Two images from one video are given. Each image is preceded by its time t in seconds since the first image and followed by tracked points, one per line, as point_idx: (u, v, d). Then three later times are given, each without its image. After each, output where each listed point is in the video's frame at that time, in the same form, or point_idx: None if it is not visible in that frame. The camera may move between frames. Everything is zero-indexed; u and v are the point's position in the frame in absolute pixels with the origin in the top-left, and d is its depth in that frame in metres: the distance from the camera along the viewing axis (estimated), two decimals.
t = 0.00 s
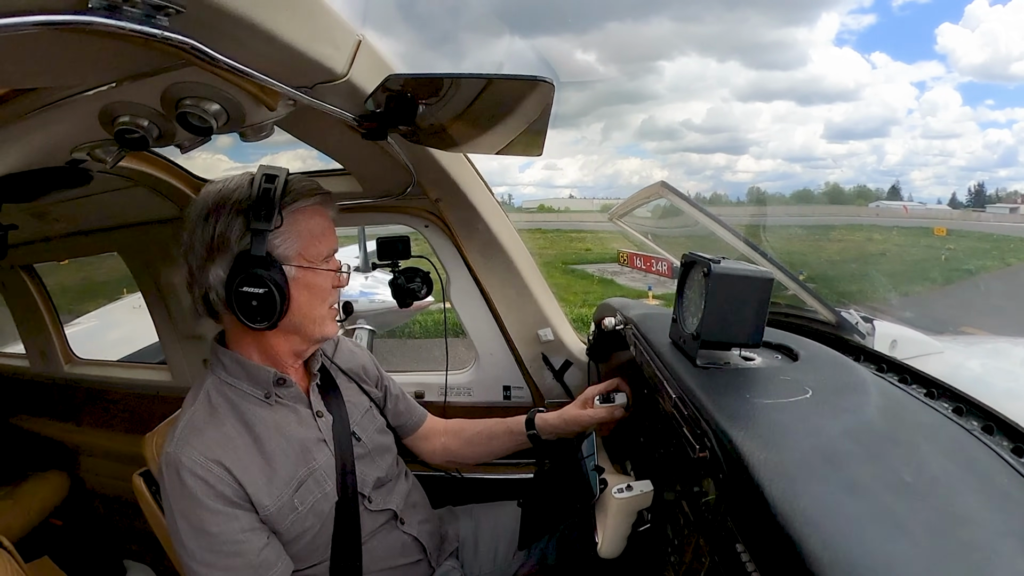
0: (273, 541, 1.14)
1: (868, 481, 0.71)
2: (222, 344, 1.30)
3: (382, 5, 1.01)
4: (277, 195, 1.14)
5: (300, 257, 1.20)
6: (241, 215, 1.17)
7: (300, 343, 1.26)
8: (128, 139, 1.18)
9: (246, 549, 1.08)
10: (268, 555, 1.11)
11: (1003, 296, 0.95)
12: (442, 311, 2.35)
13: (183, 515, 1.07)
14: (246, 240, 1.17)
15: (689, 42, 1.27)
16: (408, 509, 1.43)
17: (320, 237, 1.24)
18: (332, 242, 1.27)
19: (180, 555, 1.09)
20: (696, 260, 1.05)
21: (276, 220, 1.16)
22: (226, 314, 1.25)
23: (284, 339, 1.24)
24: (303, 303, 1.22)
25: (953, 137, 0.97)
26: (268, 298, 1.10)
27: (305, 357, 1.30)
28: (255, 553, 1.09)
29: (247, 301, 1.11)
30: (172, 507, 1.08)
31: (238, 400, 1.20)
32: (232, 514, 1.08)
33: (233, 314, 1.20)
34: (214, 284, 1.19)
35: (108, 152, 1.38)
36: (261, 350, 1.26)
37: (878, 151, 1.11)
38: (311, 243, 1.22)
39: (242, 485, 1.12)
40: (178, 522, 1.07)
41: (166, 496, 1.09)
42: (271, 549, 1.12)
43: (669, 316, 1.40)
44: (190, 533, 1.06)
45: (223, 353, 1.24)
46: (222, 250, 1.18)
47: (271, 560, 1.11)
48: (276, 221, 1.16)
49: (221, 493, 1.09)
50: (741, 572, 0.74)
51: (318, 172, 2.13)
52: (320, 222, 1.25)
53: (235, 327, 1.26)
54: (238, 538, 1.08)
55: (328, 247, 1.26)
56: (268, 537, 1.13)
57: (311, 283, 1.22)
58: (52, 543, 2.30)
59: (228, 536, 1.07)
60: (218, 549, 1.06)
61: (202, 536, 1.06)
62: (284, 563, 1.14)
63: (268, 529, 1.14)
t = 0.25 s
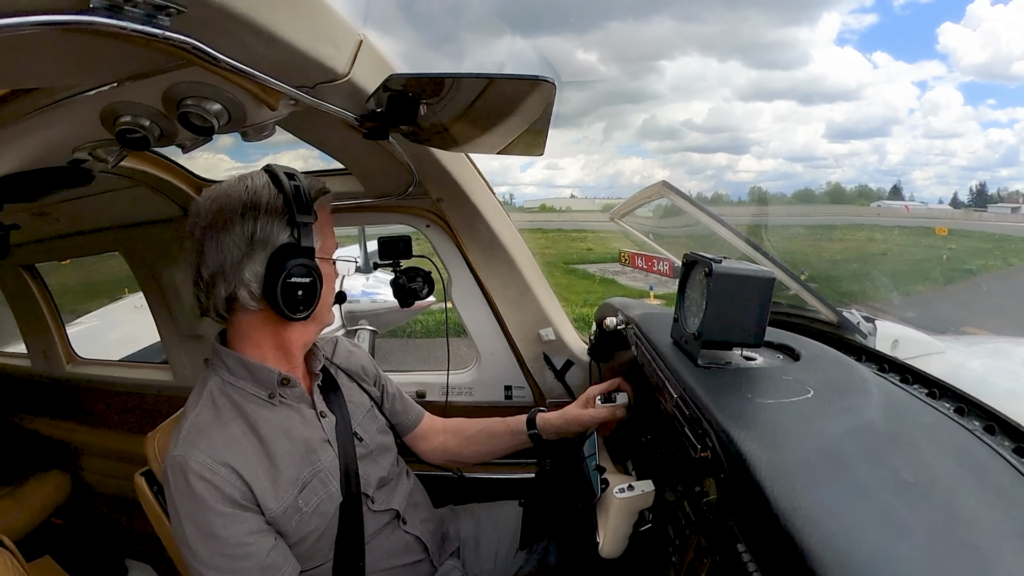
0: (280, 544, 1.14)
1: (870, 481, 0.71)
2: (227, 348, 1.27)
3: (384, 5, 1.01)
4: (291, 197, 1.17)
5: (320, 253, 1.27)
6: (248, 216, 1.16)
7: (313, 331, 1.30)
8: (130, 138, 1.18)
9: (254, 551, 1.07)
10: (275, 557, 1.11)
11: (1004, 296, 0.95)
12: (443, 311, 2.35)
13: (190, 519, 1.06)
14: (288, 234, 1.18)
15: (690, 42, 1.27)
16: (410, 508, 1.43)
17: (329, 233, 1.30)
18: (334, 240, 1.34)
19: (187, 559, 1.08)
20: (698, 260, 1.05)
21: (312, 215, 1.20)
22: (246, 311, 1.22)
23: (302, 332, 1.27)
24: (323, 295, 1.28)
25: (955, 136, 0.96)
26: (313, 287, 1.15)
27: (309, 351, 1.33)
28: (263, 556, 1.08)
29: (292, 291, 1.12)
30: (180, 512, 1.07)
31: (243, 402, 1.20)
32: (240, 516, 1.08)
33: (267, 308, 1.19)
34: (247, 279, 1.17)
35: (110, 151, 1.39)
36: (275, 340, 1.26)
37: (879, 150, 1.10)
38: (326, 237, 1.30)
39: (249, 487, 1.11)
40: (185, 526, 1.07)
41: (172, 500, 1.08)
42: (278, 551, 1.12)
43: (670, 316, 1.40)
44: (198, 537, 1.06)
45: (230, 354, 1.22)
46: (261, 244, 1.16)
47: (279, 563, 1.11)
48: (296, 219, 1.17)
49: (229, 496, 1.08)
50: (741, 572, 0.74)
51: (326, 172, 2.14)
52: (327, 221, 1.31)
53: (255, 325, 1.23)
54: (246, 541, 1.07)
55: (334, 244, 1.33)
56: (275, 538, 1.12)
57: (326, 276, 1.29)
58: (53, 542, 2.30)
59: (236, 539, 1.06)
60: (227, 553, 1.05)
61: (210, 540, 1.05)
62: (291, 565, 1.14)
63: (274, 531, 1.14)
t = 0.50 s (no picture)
0: (276, 537, 1.13)
1: (871, 481, 0.71)
2: (221, 345, 1.26)
3: (385, 5, 1.01)
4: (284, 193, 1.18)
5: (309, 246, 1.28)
6: (238, 211, 1.16)
7: (306, 323, 1.30)
8: (131, 138, 1.18)
9: (249, 544, 1.07)
10: (271, 551, 1.10)
11: (1006, 296, 0.95)
12: (445, 310, 2.36)
13: (186, 513, 1.06)
14: (277, 227, 1.18)
15: (691, 42, 1.27)
16: (410, 506, 1.43)
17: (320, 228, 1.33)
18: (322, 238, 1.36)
19: (183, 554, 1.08)
20: (699, 260, 1.05)
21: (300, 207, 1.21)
22: (239, 304, 1.21)
23: (295, 326, 1.27)
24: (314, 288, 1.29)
25: (956, 136, 0.96)
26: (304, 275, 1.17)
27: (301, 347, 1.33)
28: (258, 549, 1.08)
29: (283, 279, 1.14)
30: (176, 507, 1.08)
31: (238, 397, 1.20)
32: (234, 509, 1.08)
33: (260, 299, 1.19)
34: (241, 270, 1.17)
35: (111, 151, 1.40)
36: (269, 331, 1.25)
37: (881, 150, 1.10)
38: (315, 231, 1.30)
39: (244, 480, 1.11)
40: (181, 520, 1.07)
41: (168, 495, 1.09)
42: (274, 545, 1.11)
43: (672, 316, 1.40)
44: (193, 531, 1.06)
45: (223, 350, 1.22)
46: (252, 233, 1.16)
47: (274, 556, 1.10)
48: (283, 208, 1.18)
49: (223, 489, 1.08)
50: (742, 571, 0.74)
51: (323, 171, 2.14)
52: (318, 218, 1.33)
53: (247, 318, 1.23)
54: (240, 534, 1.07)
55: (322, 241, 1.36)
56: (270, 532, 1.12)
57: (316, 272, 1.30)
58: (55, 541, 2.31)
59: (230, 532, 1.06)
60: (221, 546, 1.05)
61: (205, 533, 1.05)
62: (288, 559, 1.13)
63: (270, 525, 1.14)
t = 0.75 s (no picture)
0: (273, 533, 1.13)
1: (872, 481, 0.70)
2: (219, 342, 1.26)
3: (387, 5, 1.01)
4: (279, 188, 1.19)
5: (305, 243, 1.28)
6: (232, 208, 1.16)
7: (301, 321, 1.30)
8: (133, 138, 1.19)
9: (245, 539, 1.07)
10: (267, 547, 1.10)
11: (1007, 295, 0.95)
12: (446, 310, 2.35)
13: (182, 509, 1.07)
14: (271, 224, 1.18)
15: (693, 41, 1.27)
16: (409, 505, 1.43)
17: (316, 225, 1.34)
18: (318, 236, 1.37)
19: (181, 551, 1.08)
20: (701, 259, 1.05)
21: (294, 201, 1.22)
22: (235, 300, 1.21)
23: (291, 322, 1.27)
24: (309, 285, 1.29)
25: (958, 136, 0.97)
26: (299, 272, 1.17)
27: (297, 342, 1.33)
28: (255, 544, 1.08)
29: (278, 275, 1.14)
30: (173, 503, 1.08)
31: (235, 393, 1.21)
32: (230, 504, 1.08)
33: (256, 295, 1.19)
34: (236, 266, 1.17)
35: (112, 151, 1.40)
36: (266, 329, 1.25)
37: (882, 150, 1.10)
38: (310, 228, 1.30)
39: (240, 476, 1.12)
40: (178, 516, 1.07)
41: (165, 491, 1.09)
42: (271, 541, 1.11)
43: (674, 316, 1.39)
44: (189, 527, 1.06)
45: (220, 347, 1.23)
46: (248, 228, 1.17)
47: (271, 552, 1.10)
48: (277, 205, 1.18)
49: (219, 485, 1.09)
50: (743, 571, 0.74)
51: (317, 172, 2.13)
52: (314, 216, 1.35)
53: (244, 315, 1.23)
54: (237, 529, 1.07)
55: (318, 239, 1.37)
56: (267, 528, 1.12)
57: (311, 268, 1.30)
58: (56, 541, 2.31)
59: (227, 527, 1.06)
60: (218, 541, 1.06)
61: (201, 528, 1.06)
62: (285, 555, 1.13)
63: (267, 521, 1.14)
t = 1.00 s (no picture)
0: (269, 529, 1.13)
1: (873, 481, 0.70)
2: (215, 340, 1.27)
3: (388, 5, 1.01)
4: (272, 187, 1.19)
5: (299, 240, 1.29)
6: (226, 206, 1.16)
7: (296, 317, 1.30)
8: (134, 138, 1.19)
9: (240, 535, 1.07)
10: (263, 542, 1.10)
11: (1009, 296, 0.94)
12: (448, 309, 2.35)
13: (178, 505, 1.07)
14: (264, 221, 1.18)
15: (695, 41, 1.27)
16: (408, 504, 1.43)
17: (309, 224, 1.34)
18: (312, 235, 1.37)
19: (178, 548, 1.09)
20: (702, 259, 1.05)
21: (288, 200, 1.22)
22: (229, 297, 1.22)
23: (285, 318, 1.28)
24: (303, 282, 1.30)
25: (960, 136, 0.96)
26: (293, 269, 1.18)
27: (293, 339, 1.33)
28: (250, 539, 1.08)
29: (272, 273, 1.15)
30: (169, 500, 1.08)
31: (230, 390, 1.21)
32: (225, 499, 1.08)
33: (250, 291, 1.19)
34: (230, 263, 1.17)
35: (113, 151, 1.40)
36: (260, 325, 1.26)
37: (884, 150, 1.10)
38: (304, 226, 1.31)
39: (235, 472, 1.12)
40: (174, 512, 1.08)
41: (162, 488, 1.10)
42: (266, 536, 1.12)
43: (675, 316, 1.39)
44: (185, 522, 1.07)
45: (217, 346, 1.23)
46: (241, 225, 1.16)
47: (266, 547, 1.10)
48: (271, 204, 1.17)
49: (214, 480, 1.09)
50: (745, 572, 0.74)
51: (319, 171, 2.14)
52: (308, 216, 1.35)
53: (238, 312, 1.24)
54: (232, 524, 1.07)
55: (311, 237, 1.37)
56: (263, 523, 1.12)
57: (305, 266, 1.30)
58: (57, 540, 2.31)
59: (222, 523, 1.07)
60: (213, 536, 1.06)
61: (196, 524, 1.06)
62: (281, 551, 1.13)
63: (263, 517, 1.14)
